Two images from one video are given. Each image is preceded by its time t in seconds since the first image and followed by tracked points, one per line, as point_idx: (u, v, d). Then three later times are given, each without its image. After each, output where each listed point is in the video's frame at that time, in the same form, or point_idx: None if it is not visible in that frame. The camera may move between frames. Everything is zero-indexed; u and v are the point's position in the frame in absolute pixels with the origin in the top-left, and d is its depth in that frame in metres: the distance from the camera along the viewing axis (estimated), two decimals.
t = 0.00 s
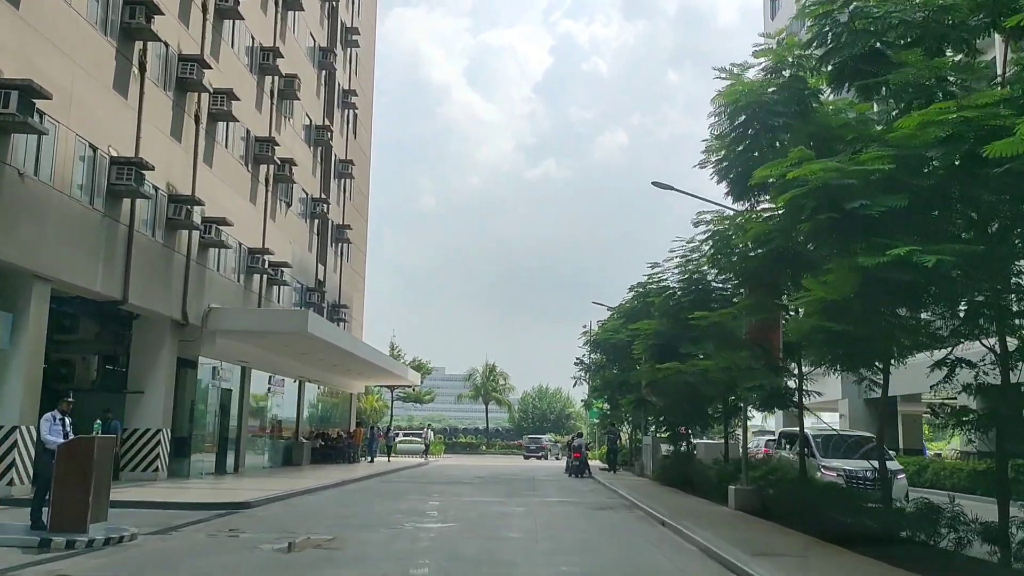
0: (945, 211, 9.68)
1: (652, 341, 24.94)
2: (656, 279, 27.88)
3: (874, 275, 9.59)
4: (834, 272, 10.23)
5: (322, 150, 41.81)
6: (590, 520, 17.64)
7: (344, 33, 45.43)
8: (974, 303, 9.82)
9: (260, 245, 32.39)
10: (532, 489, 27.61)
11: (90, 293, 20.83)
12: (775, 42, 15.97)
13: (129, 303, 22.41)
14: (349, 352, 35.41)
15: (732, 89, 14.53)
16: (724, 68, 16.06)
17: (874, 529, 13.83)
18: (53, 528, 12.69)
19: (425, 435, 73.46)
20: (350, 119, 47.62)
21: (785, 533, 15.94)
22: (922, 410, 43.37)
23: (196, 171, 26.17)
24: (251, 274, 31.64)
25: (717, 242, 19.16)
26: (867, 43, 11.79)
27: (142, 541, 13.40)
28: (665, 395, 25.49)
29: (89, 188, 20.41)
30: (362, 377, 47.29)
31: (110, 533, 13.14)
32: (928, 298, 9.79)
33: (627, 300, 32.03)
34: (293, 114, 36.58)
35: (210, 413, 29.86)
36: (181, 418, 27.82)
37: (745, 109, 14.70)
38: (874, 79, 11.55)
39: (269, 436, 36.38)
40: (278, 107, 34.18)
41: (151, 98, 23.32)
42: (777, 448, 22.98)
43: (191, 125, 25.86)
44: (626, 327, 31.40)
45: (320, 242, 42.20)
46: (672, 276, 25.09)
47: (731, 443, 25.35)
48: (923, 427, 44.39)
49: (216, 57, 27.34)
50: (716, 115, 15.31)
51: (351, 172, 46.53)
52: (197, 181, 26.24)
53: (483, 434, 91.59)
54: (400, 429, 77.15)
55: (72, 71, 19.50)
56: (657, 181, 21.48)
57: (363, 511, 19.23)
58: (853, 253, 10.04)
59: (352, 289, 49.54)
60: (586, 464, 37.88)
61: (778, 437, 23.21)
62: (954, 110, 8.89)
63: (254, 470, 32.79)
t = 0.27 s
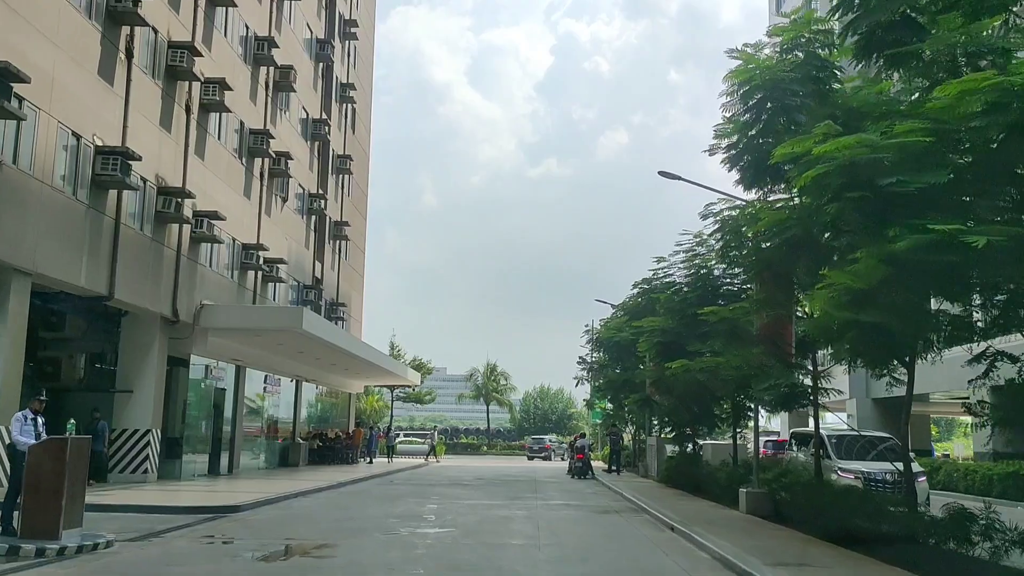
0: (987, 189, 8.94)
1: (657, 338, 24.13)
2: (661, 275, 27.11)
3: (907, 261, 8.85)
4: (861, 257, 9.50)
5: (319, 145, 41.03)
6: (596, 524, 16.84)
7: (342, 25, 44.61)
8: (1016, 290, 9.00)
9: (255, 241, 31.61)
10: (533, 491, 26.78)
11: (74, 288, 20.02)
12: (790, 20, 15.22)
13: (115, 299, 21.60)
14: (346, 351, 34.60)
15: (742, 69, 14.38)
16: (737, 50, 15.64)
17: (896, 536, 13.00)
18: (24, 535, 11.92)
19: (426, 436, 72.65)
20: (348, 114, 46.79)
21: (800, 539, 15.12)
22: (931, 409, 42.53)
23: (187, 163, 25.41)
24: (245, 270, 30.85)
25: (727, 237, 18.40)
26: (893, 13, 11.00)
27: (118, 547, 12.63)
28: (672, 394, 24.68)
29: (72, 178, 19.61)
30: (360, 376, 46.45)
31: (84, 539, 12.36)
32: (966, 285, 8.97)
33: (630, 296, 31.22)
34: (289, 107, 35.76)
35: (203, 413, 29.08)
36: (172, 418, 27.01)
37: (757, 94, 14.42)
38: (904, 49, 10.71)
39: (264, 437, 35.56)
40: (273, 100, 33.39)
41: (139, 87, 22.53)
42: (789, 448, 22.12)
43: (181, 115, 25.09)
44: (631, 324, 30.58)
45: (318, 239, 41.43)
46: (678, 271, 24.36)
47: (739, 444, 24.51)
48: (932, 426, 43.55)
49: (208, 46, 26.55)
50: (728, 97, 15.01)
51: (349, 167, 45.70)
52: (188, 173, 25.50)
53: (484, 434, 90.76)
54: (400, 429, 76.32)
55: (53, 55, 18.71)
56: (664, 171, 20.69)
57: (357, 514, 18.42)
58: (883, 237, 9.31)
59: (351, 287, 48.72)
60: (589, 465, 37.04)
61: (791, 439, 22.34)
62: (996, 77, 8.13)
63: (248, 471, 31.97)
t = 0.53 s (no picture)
0: None
1: (663, 335, 23.29)
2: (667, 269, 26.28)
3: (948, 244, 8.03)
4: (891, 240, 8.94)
5: (318, 139, 40.25)
6: (600, 529, 16.05)
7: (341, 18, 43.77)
8: None
9: (249, 235, 30.79)
10: (535, 494, 25.94)
11: (57, 282, 19.23)
12: None
13: (101, 293, 20.81)
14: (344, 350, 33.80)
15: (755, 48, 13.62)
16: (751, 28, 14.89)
17: (923, 544, 12.17)
18: None
19: (426, 436, 71.80)
20: (347, 108, 45.95)
21: (817, 545, 14.29)
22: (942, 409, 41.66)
23: (178, 153, 24.61)
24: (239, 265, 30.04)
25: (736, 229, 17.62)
26: None
27: (88, 558, 11.80)
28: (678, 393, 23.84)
29: (55, 167, 18.81)
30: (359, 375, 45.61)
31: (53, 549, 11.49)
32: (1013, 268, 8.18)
33: (635, 292, 30.43)
34: (285, 99, 34.92)
35: (196, 413, 28.30)
36: (162, 418, 26.20)
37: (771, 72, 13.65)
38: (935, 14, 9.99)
39: (260, 437, 34.72)
40: (269, 91, 32.60)
41: (127, 74, 21.74)
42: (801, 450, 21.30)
43: (172, 104, 24.29)
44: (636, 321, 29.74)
45: (316, 235, 40.67)
46: (685, 265, 23.52)
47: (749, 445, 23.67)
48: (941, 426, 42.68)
49: (200, 34, 25.73)
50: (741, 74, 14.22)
51: (348, 162, 44.86)
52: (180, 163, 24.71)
53: (485, 434, 89.90)
54: (400, 429, 75.48)
55: (33, 38, 17.92)
56: (672, 160, 19.86)
57: (350, 518, 17.58)
58: (924, 217, 8.72)
59: (349, 285, 47.86)
60: (592, 466, 36.18)
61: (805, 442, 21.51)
62: None
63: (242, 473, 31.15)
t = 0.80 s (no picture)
0: None
1: (669, 331, 22.53)
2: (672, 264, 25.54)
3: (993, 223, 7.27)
4: (925, 221, 8.43)
5: (314, 133, 39.49)
6: (605, 534, 15.26)
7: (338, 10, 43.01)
8: None
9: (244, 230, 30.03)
10: (535, 496, 25.17)
11: (37, 275, 18.46)
12: None
13: (85, 287, 20.03)
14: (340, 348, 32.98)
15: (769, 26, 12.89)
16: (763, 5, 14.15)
17: (950, 551, 11.41)
18: None
19: (425, 437, 71.02)
20: (345, 103, 45.19)
21: (834, 551, 13.54)
22: (951, 409, 40.81)
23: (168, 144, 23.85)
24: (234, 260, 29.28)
25: (746, 220, 16.86)
26: None
27: (58, 564, 11.01)
28: (685, 391, 23.07)
29: (35, 156, 18.05)
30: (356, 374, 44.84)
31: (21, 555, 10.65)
32: None
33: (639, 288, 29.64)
34: (281, 92, 34.17)
35: (187, 413, 27.51)
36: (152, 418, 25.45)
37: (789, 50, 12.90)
38: None
39: (254, 438, 33.96)
40: (263, 83, 31.82)
41: (113, 60, 20.98)
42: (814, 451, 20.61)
43: (162, 93, 23.55)
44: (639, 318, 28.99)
45: (313, 231, 39.90)
46: (691, 259, 22.78)
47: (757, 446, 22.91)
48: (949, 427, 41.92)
49: (191, 21, 24.98)
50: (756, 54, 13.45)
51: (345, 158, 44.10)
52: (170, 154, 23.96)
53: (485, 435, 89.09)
54: (399, 430, 74.68)
55: (12, 20, 17.15)
56: (680, 148, 19.11)
57: (342, 522, 16.81)
58: (962, 197, 8.20)
59: (347, 283, 47.09)
60: (594, 467, 35.41)
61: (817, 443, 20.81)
62: None
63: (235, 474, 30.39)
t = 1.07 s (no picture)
0: None
1: (675, 327, 21.74)
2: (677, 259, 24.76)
3: None
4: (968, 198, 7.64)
5: (310, 127, 38.71)
6: (610, 539, 14.47)
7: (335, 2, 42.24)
8: None
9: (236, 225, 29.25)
10: (535, 497, 24.39)
11: (17, 268, 17.69)
12: None
13: (68, 281, 19.25)
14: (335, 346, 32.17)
15: None
16: None
17: (982, 559, 10.64)
18: None
19: (423, 438, 70.22)
20: (342, 97, 44.41)
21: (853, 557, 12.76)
22: (958, 409, 40.03)
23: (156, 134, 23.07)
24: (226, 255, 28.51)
25: (757, 210, 16.08)
26: None
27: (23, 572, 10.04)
28: (690, 389, 22.29)
29: (14, 142, 17.29)
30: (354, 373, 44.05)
31: None
32: None
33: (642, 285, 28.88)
34: (275, 83, 33.39)
35: (177, 412, 26.70)
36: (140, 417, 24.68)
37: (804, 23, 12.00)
38: None
39: (248, 438, 33.18)
40: (257, 74, 31.04)
41: (98, 46, 20.22)
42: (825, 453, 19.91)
43: (150, 82, 22.78)
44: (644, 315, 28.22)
45: (309, 227, 39.12)
46: (697, 253, 22.00)
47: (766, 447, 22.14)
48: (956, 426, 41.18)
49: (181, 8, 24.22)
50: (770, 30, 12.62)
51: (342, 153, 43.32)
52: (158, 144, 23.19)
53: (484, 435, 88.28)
54: (397, 431, 73.86)
55: None
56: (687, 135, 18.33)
57: (334, 526, 16.02)
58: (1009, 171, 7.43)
59: (344, 281, 46.31)
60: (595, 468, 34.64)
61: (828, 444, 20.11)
62: None
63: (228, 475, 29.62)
